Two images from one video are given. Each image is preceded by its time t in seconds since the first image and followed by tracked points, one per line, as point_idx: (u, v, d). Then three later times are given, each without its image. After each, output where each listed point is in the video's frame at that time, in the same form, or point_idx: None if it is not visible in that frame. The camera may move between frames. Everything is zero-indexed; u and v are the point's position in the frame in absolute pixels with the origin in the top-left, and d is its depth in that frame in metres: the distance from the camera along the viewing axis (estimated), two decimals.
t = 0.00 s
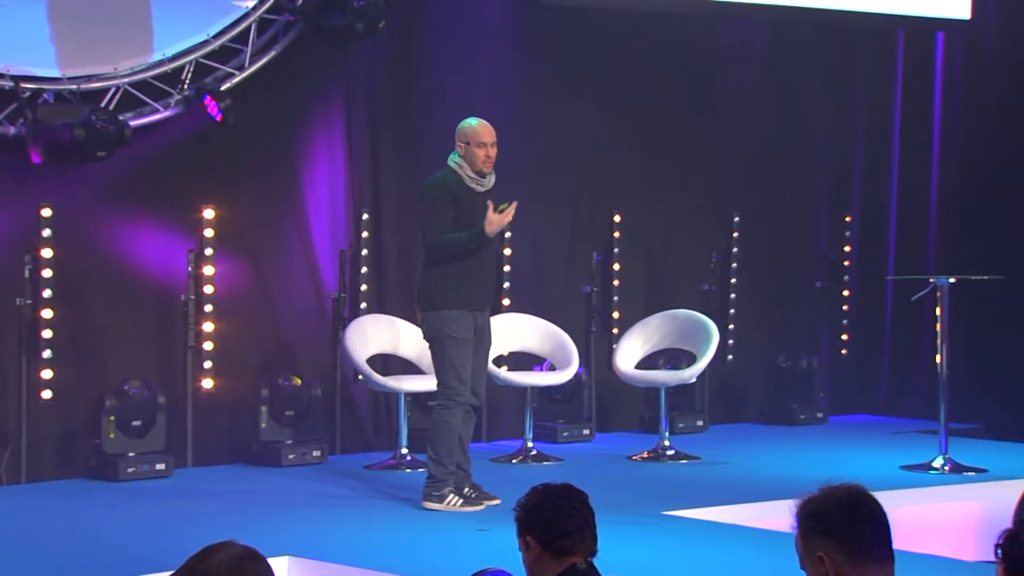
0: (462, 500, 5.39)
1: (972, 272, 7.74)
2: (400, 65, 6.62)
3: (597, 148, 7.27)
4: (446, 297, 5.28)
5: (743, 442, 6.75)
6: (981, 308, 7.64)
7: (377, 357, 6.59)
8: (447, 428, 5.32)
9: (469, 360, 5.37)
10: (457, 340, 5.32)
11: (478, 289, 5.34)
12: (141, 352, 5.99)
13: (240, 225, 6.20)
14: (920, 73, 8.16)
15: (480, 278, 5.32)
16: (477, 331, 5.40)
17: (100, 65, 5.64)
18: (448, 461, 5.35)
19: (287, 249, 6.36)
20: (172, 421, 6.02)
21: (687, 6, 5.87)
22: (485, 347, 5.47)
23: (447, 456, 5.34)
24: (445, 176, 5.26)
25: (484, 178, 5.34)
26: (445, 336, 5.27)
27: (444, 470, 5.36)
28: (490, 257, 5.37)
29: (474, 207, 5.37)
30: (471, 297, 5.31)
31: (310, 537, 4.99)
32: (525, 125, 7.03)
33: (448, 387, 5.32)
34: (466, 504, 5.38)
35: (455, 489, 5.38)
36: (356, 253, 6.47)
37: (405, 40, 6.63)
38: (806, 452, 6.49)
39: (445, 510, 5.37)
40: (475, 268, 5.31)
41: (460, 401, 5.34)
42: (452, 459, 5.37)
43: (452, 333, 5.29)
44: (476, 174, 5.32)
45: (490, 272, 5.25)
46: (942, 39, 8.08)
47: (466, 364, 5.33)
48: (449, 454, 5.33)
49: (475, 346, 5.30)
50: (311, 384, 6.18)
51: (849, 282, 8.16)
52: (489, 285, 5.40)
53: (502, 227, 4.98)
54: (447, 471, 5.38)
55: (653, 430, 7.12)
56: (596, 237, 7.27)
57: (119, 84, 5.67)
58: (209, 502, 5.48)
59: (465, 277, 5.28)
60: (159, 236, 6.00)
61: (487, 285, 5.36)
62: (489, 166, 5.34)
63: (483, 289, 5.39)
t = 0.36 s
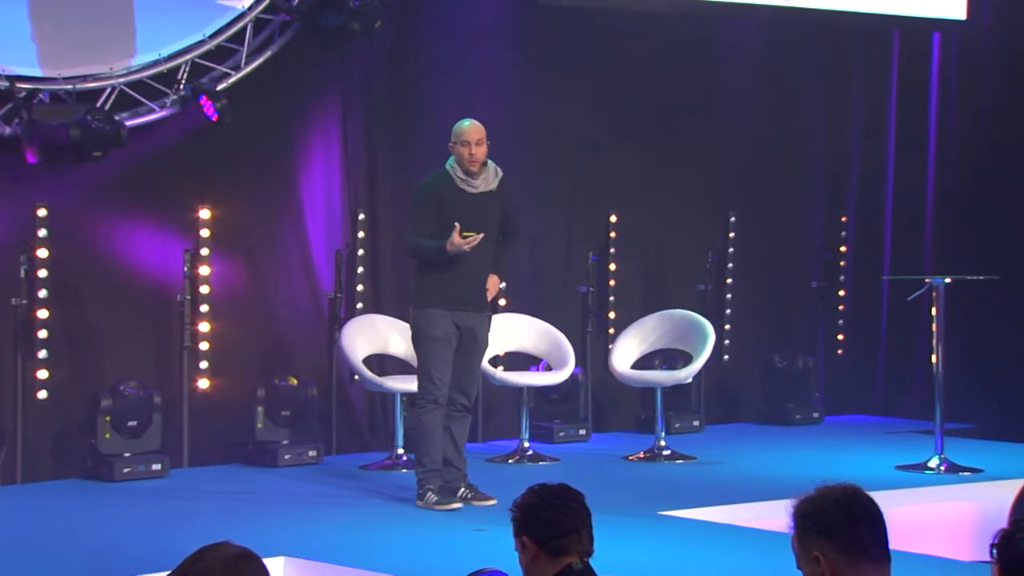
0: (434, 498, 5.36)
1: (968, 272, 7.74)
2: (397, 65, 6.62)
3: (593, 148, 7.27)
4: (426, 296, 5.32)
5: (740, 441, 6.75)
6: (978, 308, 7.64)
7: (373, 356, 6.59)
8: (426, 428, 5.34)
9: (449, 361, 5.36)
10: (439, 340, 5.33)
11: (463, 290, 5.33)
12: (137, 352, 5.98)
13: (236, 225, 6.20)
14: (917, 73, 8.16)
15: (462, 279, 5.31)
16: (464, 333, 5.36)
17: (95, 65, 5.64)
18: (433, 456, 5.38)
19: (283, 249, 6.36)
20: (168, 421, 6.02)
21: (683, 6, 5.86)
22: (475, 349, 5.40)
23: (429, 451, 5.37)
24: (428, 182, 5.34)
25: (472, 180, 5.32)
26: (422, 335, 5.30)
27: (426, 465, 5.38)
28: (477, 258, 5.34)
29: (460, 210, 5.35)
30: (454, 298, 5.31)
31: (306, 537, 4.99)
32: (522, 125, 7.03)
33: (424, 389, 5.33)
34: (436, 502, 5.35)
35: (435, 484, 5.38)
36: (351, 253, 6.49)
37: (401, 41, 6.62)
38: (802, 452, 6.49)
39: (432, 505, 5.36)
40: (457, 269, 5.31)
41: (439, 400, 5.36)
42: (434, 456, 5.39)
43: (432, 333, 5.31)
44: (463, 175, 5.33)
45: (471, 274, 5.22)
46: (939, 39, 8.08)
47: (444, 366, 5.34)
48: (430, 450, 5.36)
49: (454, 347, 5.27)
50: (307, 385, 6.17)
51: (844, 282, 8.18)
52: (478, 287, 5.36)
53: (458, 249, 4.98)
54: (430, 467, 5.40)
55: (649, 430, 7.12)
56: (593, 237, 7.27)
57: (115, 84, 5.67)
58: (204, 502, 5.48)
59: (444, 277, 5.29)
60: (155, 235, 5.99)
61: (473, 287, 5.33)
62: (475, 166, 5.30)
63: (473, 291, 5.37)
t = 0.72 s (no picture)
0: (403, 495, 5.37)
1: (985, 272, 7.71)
2: (413, 65, 6.63)
3: (609, 148, 7.27)
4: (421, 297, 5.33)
5: (756, 442, 6.74)
6: (995, 308, 7.61)
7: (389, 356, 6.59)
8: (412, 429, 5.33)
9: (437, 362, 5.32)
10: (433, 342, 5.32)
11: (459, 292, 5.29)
12: (154, 352, 6.00)
13: (252, 225, 6.21)
14: (933, 73, 8.14)
15: (456, 283, 5.27)
16: (460, 335, 5.31)
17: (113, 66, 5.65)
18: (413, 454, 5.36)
19: (299, 249, 6.37)
20: (184, 421, 6.03)
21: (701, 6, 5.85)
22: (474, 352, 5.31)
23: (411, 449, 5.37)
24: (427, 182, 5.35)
25: (466, 180, 5.28)
26: (415, 337, 5.32)
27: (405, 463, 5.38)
28: (472, 261, 5.28)
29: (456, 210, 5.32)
30: (448, 301, 5.29)
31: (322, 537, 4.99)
32: (537, 125, 7.03)
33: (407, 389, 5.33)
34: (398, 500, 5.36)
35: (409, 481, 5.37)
36: (367, 254, 6.50)
37: (417, 41, 6.63)
38: (819, 453, 6.48)
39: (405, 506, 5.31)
40: (451, 271, 5.28)
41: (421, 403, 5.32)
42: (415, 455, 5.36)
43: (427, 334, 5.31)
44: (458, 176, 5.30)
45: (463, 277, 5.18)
46: (956, 39, 8.05)
47: (434, 369, 5.31)
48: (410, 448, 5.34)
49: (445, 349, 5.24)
50: (323, 385, 6.17)
51: (861, 283, 8.15)
52: (476, 289, 5.30)
53: (428, 225, 5.00)
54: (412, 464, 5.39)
55: (664, 430, 7.12)
56: (608, 237, 7.26)
57: (132, 84, 5.69)
58: (222, 501, 5.49)
59: (438, 280, 5.28)
60: (171, 236, 6.01)
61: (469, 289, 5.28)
62: (468, 166, 5.26)
63: (473, 292, 5.31)
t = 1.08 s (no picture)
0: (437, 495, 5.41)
1: None
2: (451, 65, 6.63)
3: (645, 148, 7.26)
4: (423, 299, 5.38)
5: (794, 444, 6.70)
6: None
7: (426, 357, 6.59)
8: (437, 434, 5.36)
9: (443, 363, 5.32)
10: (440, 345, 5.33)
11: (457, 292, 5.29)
12: (193, 352, 6.04)
13: (291, 226, 6.24)
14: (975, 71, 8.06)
15: (455, 284, 5.27)
16: (463, 336, 5.30)
17: (153, 68, 5.75)
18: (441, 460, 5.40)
19: (338, 249, 6.40)
20: (224, 421, 6.07)
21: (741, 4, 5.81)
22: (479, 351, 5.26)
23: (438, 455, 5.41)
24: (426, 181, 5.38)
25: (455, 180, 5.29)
26: (421, 341, 5.36)
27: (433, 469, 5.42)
28: (470, 261, 5.27)
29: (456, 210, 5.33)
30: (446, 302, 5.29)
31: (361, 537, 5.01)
32: (575, 124, 7.02)
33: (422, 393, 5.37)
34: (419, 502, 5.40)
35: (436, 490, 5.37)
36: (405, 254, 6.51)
37: (456, 41, 6.64)
38: (860, 454, 6.43)
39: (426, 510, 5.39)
40: (449, 272, 5.28)
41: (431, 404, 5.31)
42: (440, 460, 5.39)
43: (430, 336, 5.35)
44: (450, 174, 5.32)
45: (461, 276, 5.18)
46: (998, 37, 7.96)
47: (444, 371, 5.32)
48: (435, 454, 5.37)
49: (447, 350, 5.24)
50: (361, 385, 6.18)
51: (902, 283, 8.06)
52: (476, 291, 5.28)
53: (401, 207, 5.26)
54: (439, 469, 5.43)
55: (703, 431, 7.10)
56: (646, 237, 7.25)
57: (172, 85, 5.77)
58: (260, 501, 5.53)
59: (436, 281, 5.30)
60: (210, 237, 6.04)
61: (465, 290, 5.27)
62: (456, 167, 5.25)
63: (473, 291, 5.30)
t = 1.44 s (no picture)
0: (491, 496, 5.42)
1: None
2: (504, 66, 6.63)
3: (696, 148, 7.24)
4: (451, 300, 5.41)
5: (850, 445, 6.64)
6: None
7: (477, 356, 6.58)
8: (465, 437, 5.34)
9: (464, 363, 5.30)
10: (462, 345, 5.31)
11: (471, 291, 5.21)
12: (246, 353, 6.09)
13: (344, 227, 6.28)
14: None
15: (469, 282, 5.22)
16: (478, 335, 5.22)
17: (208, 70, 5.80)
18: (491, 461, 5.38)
19: (389, 250, 6.44)
20: (277, 420, 6.12)
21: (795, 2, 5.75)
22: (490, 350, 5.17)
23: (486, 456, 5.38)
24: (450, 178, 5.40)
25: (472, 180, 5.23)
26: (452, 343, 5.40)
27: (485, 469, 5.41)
28: (483, 259, 5.19)
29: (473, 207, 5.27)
30: (461, 300, 5.24)
31: (414, 536, 5.02)
32: (627, 124, 7.00)
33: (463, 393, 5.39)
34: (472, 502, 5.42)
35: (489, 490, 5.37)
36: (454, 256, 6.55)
37: (509, 42, 6.64)
38: (916, 456, 6.36)
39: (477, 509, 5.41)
40: (462, 270, 5.23)
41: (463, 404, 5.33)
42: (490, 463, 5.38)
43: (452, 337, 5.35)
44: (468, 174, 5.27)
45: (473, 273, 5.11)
46: None
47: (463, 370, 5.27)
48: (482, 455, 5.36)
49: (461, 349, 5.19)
50: (412, 384, 6.21)
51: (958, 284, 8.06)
52: (491, 289, 5.20)
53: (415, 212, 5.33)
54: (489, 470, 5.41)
55: (755, 432, 7.07)
56: (697, 237, 7.23)
57: (227, 88, 5.82)
58: (314, 500, 5.57)
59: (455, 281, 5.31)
60: (263, 238, 6.10)
61: (478, 289, 5.19)
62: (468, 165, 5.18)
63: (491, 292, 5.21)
